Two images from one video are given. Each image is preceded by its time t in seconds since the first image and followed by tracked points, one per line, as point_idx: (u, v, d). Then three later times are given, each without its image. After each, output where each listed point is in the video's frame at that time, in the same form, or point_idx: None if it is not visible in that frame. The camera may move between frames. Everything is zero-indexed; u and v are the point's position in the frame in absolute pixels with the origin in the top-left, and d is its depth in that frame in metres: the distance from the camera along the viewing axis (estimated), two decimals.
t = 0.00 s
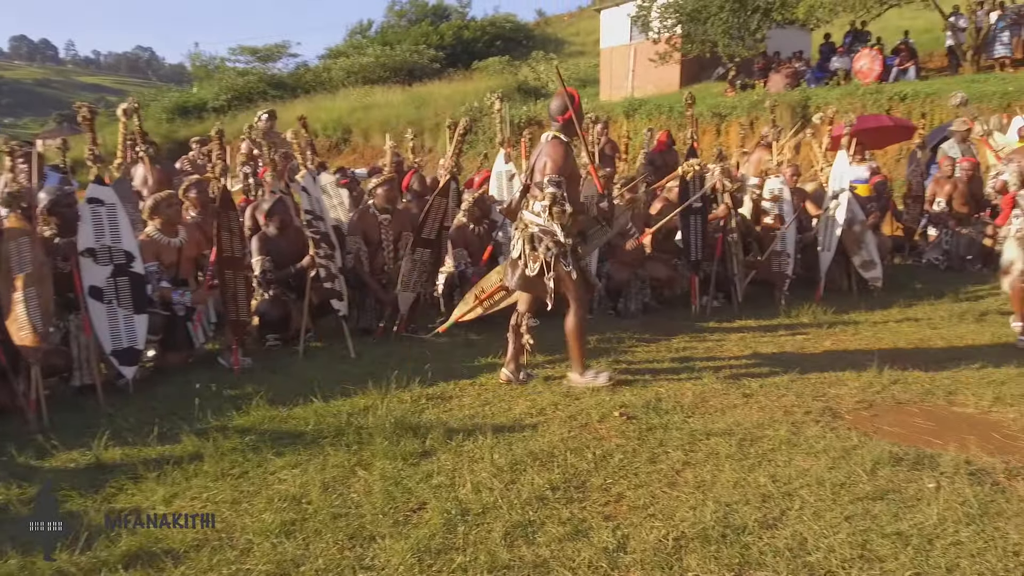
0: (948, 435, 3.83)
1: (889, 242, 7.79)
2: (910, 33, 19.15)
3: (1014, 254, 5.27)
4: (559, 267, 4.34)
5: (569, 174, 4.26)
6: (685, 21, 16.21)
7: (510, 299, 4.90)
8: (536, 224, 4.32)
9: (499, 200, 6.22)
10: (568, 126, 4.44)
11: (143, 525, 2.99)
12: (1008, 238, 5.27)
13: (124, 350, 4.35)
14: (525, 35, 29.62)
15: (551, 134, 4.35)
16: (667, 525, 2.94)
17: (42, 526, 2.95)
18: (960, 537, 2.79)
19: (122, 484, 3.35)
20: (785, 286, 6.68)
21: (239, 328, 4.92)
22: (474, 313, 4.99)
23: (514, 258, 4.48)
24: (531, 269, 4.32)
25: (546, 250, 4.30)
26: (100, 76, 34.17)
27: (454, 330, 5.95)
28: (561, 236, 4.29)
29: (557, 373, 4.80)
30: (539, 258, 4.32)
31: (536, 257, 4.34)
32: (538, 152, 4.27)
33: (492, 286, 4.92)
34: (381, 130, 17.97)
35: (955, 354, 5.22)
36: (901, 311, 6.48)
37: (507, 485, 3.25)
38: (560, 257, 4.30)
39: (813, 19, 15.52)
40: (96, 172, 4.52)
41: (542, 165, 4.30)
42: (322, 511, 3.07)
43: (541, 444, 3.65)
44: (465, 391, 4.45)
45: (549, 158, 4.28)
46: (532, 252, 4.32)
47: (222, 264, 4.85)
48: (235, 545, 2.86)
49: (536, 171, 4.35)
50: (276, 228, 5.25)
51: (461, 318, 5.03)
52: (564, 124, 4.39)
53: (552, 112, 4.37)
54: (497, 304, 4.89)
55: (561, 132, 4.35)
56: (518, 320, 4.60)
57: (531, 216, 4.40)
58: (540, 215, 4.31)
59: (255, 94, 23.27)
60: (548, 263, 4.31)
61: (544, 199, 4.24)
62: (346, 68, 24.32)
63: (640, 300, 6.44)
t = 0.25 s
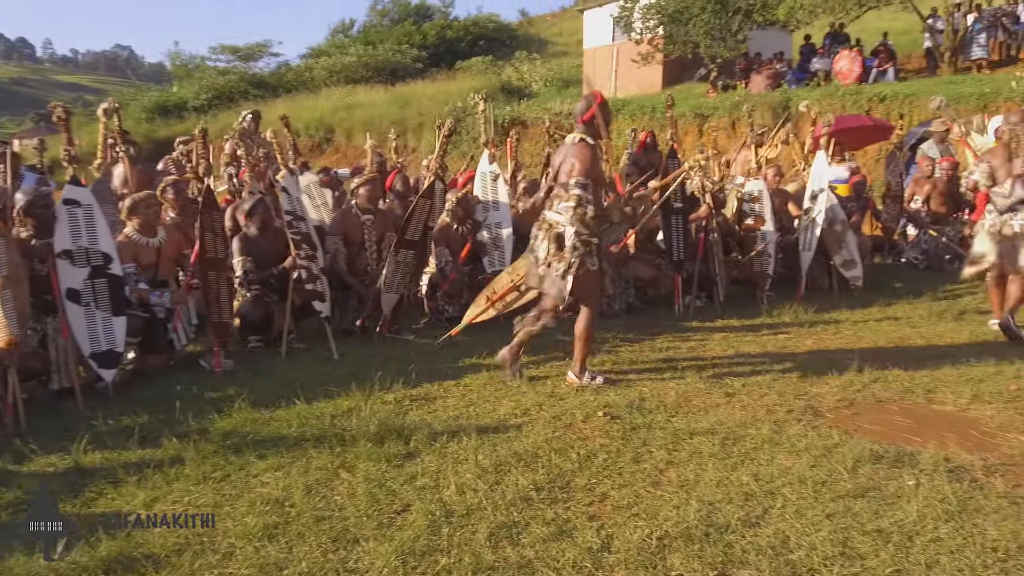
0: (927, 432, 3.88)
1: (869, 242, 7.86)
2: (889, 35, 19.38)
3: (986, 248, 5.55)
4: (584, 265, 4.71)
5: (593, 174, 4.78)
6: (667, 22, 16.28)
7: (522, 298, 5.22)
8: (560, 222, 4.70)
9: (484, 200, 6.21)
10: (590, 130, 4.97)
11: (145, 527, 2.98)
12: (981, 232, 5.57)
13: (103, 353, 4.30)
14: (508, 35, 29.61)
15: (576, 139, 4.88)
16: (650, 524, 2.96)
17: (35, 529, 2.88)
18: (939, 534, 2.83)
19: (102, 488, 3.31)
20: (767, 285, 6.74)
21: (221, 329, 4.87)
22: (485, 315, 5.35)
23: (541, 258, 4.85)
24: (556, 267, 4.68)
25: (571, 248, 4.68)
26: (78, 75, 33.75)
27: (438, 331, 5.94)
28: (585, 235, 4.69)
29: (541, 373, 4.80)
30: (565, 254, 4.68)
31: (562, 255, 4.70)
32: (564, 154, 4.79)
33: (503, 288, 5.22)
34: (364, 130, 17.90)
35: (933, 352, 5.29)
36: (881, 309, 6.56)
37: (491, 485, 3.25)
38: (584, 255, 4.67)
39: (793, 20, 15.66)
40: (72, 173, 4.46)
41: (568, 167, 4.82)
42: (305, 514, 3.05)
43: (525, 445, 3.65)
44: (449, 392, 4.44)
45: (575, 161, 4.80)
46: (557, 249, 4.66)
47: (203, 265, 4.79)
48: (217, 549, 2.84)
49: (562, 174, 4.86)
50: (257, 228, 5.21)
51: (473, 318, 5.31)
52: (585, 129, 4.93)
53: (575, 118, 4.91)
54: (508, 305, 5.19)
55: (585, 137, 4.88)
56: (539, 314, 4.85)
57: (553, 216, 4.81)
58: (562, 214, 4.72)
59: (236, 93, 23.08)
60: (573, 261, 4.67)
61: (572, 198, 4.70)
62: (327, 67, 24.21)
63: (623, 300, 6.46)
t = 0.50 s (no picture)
0: (902, 429, 3.93)
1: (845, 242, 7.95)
2: (864, 37, 19.64)
3: (956, 244, 5.85)
4: (598, 263, 4.45)
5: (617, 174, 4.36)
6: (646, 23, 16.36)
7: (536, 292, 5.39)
8: (577, 220, 4.44)
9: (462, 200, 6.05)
10: (606, 123, 4.56)
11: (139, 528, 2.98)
12: (950, 229, 5.87)
13: (77, 356, 4.23)
14: (489, 35, 29.58)
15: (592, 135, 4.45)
16: (629, 523, 2.97)
17: (35, 529, 2.90)
18: (912, 530, 2.88)
19: (76, 494, 3.26)
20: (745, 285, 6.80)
21: (199, 331, 4.81)
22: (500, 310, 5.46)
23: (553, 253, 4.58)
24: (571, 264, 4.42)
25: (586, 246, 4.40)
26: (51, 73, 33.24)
27: (418, 332, 5.93)
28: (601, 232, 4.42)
29: (521, 374, 4.81)
30: (580, 254, 4.41)
31: (575, 252, 4.44)
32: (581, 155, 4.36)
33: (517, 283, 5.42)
34: (343, 130, 17.80)
35: (908, 350, 5.38)
36: (857, 308, 6.65)
37: (471, 487, 3.25)
38: (598, 253, 4.41)
39: (771, 22, 15.82)
40: (44, 174, 4.39)
41: (585, 167, 4.40)
42: (283, 517, 3.03)
43: (505, 446, 3.65)
44: (429, 394, 4.43)
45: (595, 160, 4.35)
46: (570, 247, 4.41)
47: (181, 267, 4.74)
48: (194, 554, 2.81)
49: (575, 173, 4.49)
50: (233, 229, 5.17)
51: (489, 314, 5.49)
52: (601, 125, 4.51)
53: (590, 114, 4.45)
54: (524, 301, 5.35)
55: (601, 133, 4.48)
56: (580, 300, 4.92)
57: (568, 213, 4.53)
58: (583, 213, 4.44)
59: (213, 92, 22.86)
60: (587, 259, 4.41)
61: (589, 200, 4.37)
62: (306, 67, 24.05)
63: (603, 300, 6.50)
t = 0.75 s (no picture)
0: (863, 425, 4.03)
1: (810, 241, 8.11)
2: (829, 40, 20.01)
3: (918, 242, 6.00)
4: (601, 266, 4.66)
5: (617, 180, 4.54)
6: (616, 24, 16.50)
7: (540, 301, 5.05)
8: (581, 225, 4.62)
9: (432, 201, 5.93)
10: (606, 132, 4.67)
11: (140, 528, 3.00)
12: (914, 228, 5.99)
13: (38, 361, 4.14)
14: (460, 35, 29.52)
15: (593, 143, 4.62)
16: (598, 521, 3.00)
17: (35, 529, 2.86)
18: (873, 523, 2.95)
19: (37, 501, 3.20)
20: (713, 285, 6.88)
21: (163, 335, 4.73)
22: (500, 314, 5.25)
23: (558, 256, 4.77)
24: (574, 267, 4.61)
25: (589, 250, 4.60)
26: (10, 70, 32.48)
27: (387, 333, 5.89)
28: (604, 237, 4.61)
29: (491, 374, 4.82)
30: (582, 257, 4.60)
31: (578, 255, 4.62)
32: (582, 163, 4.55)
33: (519, 292, 5.06)
34: (312, 129, 17.65)
35: (871, 347, 5.50)
36: (822, 307, 6.78)
37: (441, 488, 3.26)
38: (600, 258, 4.61)
39: (738, 25, 16.04)
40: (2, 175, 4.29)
41: (586, 174, 4.59)
42: (251, 522, 3.01)
43: (475, 446, 3.66)
44: (398, 396, 4.42)
45: (595, 168, 4.54)
46: (573, 251, 4.61)
47: (145, 269, 4.66)
48: (159, 561, 2.78)
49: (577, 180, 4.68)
50: (200, 230, 5.16)
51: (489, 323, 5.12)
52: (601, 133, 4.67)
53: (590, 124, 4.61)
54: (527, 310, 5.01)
55: (601, 142, 4.63)
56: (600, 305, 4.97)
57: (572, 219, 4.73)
58: (586, 218, 4.60)
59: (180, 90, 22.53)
60: (590, 263, 4.61)
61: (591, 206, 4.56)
62: (275, 65, 23.82)
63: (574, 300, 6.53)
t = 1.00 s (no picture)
0: (840, 422, 4.08)
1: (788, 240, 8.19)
2: (809, 41, 20.20)
3: (899, 238, 6.16)
4: (618, 256, 4.93)
5: (621, 169, 4.93)
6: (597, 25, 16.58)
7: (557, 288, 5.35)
8: (596, 219, 4.85)
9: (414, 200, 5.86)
10: (609, 126, 5.12)
11: (136, 529, 2.99)
12: (895, 224, 6.12)
13: (13, 364, 4.09)
14: (442, 35, 29.47)
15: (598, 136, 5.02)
16: (578, 519, 3.02)
17: (36, 530, 2.89)
18: (848, 518, 2.99)
19: (11, 504, 3.17)
20: (693, 284, 6.94)
21: (140, 336, 4.69)
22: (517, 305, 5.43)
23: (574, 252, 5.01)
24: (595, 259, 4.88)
25: (606, 241, 4.89)
26: None
27: (368, 333, 5.87)
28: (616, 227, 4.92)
29: (472, 374, 4.82)
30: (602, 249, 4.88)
31: (597, 249, 4.91)
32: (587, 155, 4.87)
33: (536, 280, 5.36)
34: (293, 128, 17.54)
35: (848, 344, 5.57)
36: (800, 305, 6.85)
37: (421, 488, 3.26)
38: (618, 248, 4.93)
39: (719, 26, 16.15)
40: None
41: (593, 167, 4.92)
42: (229, 524, 2.99)
43: (456, 446, 3.67)
44: (379, 396, 4.41)
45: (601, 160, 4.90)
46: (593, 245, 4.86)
47: (121, 271, 4.62)
48: (136, 563, 2.76)
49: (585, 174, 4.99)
50: (178, 230, 5.13)
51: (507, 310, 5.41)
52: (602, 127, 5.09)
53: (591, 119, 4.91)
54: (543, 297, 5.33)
55: (605, 134, 5.08)
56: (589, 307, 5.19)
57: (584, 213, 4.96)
58: (598, 211, 4.86)
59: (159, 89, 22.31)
60: (609, 254, 4.90)
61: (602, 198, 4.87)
62: (255, 64, 23.65)
63: (555, 300, 6.56)
